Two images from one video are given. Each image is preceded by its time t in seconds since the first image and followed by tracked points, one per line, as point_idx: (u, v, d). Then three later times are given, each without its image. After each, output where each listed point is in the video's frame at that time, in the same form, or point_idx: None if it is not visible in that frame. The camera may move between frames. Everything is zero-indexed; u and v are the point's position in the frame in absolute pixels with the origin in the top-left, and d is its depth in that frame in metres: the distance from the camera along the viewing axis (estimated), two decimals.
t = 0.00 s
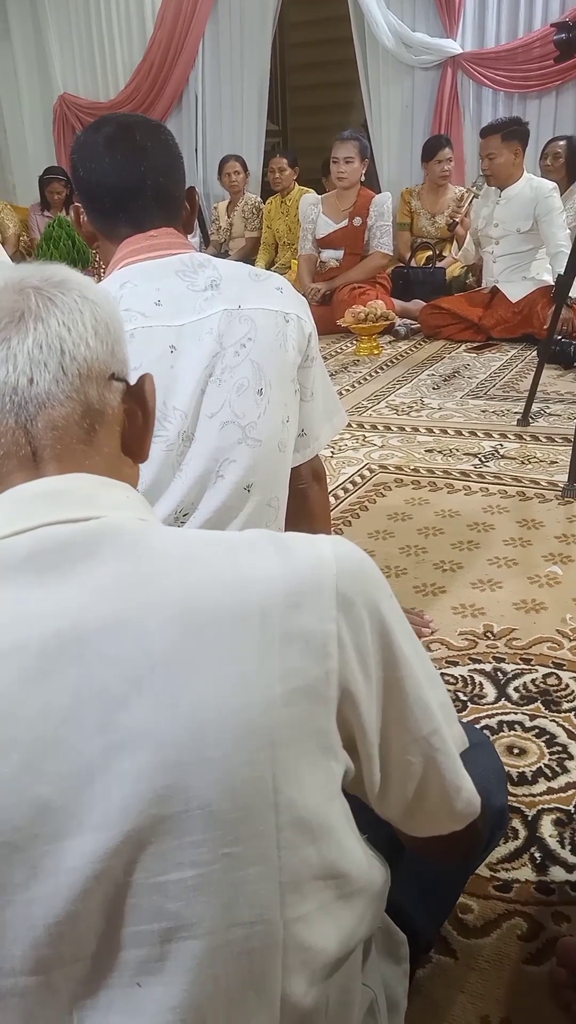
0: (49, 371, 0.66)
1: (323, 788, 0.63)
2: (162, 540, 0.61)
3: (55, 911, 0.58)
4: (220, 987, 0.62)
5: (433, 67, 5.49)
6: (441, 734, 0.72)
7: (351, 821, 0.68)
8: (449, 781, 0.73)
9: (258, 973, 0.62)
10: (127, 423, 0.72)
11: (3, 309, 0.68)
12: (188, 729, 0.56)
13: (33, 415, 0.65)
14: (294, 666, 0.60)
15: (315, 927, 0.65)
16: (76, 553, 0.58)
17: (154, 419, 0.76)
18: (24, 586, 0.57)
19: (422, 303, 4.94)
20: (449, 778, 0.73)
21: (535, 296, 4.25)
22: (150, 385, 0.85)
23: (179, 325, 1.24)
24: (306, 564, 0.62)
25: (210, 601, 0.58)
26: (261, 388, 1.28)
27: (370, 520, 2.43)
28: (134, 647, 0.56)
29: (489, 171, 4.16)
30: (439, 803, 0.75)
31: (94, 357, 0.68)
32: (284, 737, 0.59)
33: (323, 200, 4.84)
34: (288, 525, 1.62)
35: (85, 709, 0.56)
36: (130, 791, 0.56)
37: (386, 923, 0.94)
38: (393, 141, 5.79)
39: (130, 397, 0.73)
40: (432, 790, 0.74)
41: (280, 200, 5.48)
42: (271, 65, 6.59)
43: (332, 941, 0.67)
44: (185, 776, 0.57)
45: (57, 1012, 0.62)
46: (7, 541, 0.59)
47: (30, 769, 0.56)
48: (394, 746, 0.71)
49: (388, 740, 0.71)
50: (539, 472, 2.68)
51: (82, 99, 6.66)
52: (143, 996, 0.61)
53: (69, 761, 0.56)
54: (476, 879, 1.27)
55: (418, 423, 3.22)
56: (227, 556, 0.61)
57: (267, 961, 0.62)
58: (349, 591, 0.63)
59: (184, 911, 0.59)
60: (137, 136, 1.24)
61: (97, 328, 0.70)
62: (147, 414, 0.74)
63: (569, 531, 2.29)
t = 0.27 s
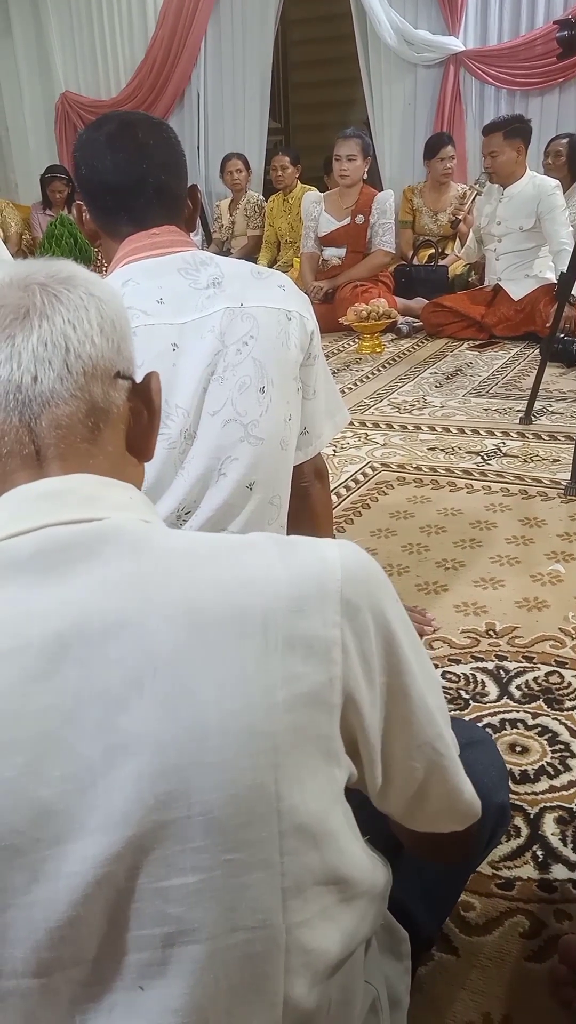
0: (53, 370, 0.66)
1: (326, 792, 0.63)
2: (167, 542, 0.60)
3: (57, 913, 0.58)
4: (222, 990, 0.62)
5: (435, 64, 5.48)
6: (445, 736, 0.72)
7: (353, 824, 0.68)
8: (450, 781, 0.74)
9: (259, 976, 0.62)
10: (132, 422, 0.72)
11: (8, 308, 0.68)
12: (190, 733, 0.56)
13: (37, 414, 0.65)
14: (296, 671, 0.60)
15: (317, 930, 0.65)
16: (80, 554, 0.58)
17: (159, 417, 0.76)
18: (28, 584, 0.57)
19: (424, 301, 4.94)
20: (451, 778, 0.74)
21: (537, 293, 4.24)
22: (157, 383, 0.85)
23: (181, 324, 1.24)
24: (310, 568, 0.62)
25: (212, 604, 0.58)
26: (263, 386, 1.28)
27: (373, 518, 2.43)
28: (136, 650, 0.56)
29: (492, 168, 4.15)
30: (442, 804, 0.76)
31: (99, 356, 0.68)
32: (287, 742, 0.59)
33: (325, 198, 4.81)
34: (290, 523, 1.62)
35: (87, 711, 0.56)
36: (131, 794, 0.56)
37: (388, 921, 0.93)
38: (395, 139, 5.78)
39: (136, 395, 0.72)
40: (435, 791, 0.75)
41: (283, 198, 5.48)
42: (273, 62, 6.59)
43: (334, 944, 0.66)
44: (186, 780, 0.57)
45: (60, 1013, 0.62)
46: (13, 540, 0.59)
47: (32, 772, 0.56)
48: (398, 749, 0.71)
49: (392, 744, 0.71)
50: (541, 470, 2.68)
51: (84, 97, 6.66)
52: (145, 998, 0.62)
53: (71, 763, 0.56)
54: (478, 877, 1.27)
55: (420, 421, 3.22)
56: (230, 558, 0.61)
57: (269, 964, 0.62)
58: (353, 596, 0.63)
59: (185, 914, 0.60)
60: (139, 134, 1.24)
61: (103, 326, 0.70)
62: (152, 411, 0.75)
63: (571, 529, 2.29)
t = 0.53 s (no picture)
0: (52, 368, 0.65)
1: (327, 793, 0.63)
2: (166, 542, 0.60)
3: (58, 914, 0.58)
4: (224, 991, 0.62)
5: (437, 61, 5.47)
6: (446, 733, 0.72)
7: (354, 823, 0.68)
8: (452, 779, 0.74)
9: (261, 977, 0.63)
10: (132, 419, 0.72)
11: (7, 306, 0.68)
12: (190, 734, 0.56)
13: (35, 412, 0.64)
14: (297, 672, 0.60)
15: (319, 930, 0.65)
16: (79, 553, 0.58)
17: (159, 415, 0.76)
18: (28, 585, 0.57)
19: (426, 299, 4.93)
20: (453, 777, 0.74)
21: (540, 289, 4.25)
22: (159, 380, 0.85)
23: (182, 322, 1.24)
24: (310, 567, 0.62)
25: (212, 605, 0.58)
26: (264, 385, 1.28)
27: (375, 516, 2.43)
28: (135, 651, 0.56)
29: (494, 166, 4.14)
30: (443, 802, 0.76)
31: (98, 354, 0.68)
32: (288, 742, 0.59)
33: (327, 197, 4.82)
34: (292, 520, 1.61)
35: (86, 712, 0.56)
36: (131, 795, 0.56)
37: (390, 920, 0.93)
38: (397, 136, 5.78)
39: (135, 393, 0.72)
40: (436, 790, 0.75)
41: (285, 195, 5.47)
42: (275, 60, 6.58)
43: (335, 944, 0.67)
44: (186, 782, 0.56)
45: (61, 1014, 0.62)
46: (12, 538, 0.59)
47: (31, 773, 0.56)
48: (400, 749, 0.71)
49: (394, 744, 0.71)
50: (543, 468, 2.68)
51: (86, 95, 6.65)
52: (147, 998, 0.62)
53: (70, 765, 0.56)
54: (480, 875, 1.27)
55: (422, 418, 3.22)
56: (231, 558, 0.61)
57: (270, 964, 0.63)
58: (354, 596, 0.62)
59: (186, 915, 0.60)
60: (141, 131, 1.24)
61: (102, 324, 0.70)
62: (152, 409, 0.75)
63: (573, 526, 2.29)
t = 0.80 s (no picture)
0: (51, 368, 0.65)
1: (327, 792, 0.63)
2: (165, 543, 0.60)
3: (59, 914, 0.58)
4: (225, 991, 0.62)
5: (439, 59, 5.46)
6: (448, 732, 0.72)
7: (354, 823, 0.68)
8: (454, 778, 0.74)
9: (262, 977, 0.63)
10: (132, 420, 0.72)
11: (6, 306, 0.68)
12: (191, 734, 0.56)
13: (35, 412, 0.64)
14: (296, 672, 0.60)
15: (320, 930, 0.65)
16: (77, 554, 0.58)
17: (158, 415, 0.76)
18: (26, 585, 0.57)
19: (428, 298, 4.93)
20: (454, 776, 0.74)
21: (542, 289, 4.24)
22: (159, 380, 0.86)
23: (183, 321, 1.24)
24: (310, 567, 0.62)
25: (212, 605, 0.58)
26: (266, 384, 1.28)
27: (377, 515, 2.43)
28: (135, 650, 0.56)
29: (498, 164, 4.12)
30: (444, 802, 0.76)
31: (98, 354, 0.68)
32: (288, 742, 0.59)
33: (329, 196, 4.84)
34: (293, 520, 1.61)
35: (86, 712, 0.56)
36: (132, 795, 0.56)
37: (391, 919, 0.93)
38: (399, 135, 5.77)
39: (135, 394, 0.72)
40: (438, 789, 0.75)
41: (286, 194, 5.46)
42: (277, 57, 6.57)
43: (336, 943, 0.67)
44: (187, 782, 0.56)
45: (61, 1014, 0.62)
46: (9, 540, 0.59)
47: (30, 773, 0.56)
48: (402, 749, 0.71)
49: (395, 744, 0.71)
50: (545, 467, 2.68)
51: (87, 93, 6.65)
52: (148, 998, 0.62)
53: (69, 765, 0.56)
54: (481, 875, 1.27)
55: (423, 417, 3.22)
56: (231, 558, 0.61)
57: (271, 964, 0.63)
58: (354, 596, 0.63)
59: (187, 914, 0.59)
60: (142, 129, 1.24)
61: (101, 324, 0.70)
62: (151, 410, 0.75)
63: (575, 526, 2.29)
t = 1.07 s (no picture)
0: (60, 367, 0.65)
1: (334, 792, 0.63)
2: (174, 542, 0.60)
3: (64, 912, 0.58)
4: (230, 990, 0.61)
5: (440, 59, 5.45)
6: (452, 732, 0.72)
7: (360, 823, 0.68)
8: (458, 778, 0.74)
9: (267, 976, 0.62)
10: (141, 420, 0.72)
11: (16, 304, 0.68)
12: (198, 733, 0.56)
13: (44, 412, 0.64)
14: (304, 672, 0.60)
15: (325, 930, 0.65)
16: (86, 552, 0.58)
17: (167, 416, 0.76)
18: (34, 583, 0.57)
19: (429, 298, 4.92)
20: (458, 777, 0.74)
21: (543, 289, 4.23)
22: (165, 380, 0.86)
23: (186, 321, 1.24)
24: (319, 568, 0.62)
25: (221, 604, 0.58)
26: (268, 384, 1.27)
27: (378, 515, 2.43)
28: (143, 649, 0.56)
29: (501, 163, 4.12)
30: (448, 802, 0.76)
31: (107, 353, 0.68)
32: (295, 742, 0.59)
33: (330, 195, 4.84)
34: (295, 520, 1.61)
35: (92, 711, 0.56)
36: (138, 794, 0.56)
37: (393, 920, 0.93)
38: (400, 134, 5.77)
39: (144, 394, 0.72)
40: (442, 790, 0.75)
41: (288, 193, 5.46)
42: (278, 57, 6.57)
43: (341, 944, 0.67)
44: (195, 781, 0.56)
45: (65, 1013, 0.62)
46: (18, 539, 0.59)
47: (36, 772, 0.55)
48: (407, 749, 0.71)
49: (401, 744, 0.71)
50: (547, 467, 2.67)
51: (88, 93, 6.65)
52: (152, 997, 0.61)
53: (75, 763, 0.56)
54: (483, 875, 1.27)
55: (425, 417, 3.22)
56: (239, 557, 0.61)
57: (276, 963, 0.62)
58: (362, 595, 0.63)
59: (192, 913, 0.59)
60: (144, 129, 1.23)
61: (111, 323, 0.70)
62: (160, 411, 0.74)
63: None
